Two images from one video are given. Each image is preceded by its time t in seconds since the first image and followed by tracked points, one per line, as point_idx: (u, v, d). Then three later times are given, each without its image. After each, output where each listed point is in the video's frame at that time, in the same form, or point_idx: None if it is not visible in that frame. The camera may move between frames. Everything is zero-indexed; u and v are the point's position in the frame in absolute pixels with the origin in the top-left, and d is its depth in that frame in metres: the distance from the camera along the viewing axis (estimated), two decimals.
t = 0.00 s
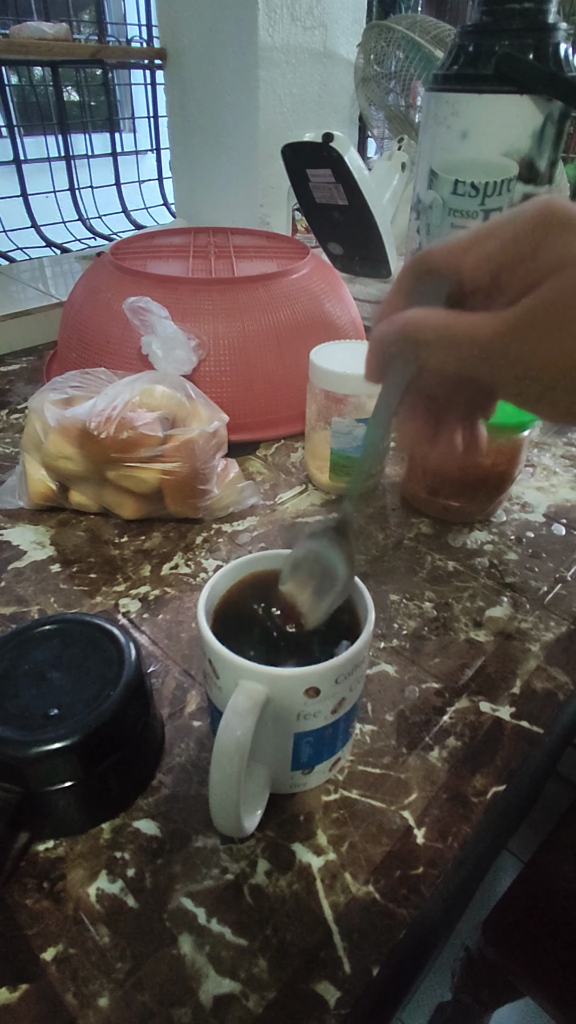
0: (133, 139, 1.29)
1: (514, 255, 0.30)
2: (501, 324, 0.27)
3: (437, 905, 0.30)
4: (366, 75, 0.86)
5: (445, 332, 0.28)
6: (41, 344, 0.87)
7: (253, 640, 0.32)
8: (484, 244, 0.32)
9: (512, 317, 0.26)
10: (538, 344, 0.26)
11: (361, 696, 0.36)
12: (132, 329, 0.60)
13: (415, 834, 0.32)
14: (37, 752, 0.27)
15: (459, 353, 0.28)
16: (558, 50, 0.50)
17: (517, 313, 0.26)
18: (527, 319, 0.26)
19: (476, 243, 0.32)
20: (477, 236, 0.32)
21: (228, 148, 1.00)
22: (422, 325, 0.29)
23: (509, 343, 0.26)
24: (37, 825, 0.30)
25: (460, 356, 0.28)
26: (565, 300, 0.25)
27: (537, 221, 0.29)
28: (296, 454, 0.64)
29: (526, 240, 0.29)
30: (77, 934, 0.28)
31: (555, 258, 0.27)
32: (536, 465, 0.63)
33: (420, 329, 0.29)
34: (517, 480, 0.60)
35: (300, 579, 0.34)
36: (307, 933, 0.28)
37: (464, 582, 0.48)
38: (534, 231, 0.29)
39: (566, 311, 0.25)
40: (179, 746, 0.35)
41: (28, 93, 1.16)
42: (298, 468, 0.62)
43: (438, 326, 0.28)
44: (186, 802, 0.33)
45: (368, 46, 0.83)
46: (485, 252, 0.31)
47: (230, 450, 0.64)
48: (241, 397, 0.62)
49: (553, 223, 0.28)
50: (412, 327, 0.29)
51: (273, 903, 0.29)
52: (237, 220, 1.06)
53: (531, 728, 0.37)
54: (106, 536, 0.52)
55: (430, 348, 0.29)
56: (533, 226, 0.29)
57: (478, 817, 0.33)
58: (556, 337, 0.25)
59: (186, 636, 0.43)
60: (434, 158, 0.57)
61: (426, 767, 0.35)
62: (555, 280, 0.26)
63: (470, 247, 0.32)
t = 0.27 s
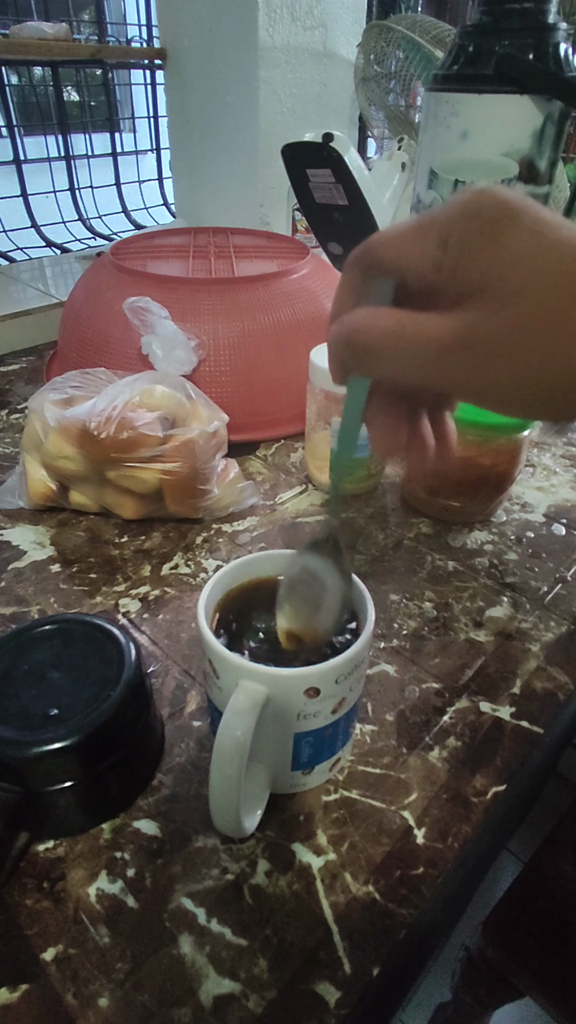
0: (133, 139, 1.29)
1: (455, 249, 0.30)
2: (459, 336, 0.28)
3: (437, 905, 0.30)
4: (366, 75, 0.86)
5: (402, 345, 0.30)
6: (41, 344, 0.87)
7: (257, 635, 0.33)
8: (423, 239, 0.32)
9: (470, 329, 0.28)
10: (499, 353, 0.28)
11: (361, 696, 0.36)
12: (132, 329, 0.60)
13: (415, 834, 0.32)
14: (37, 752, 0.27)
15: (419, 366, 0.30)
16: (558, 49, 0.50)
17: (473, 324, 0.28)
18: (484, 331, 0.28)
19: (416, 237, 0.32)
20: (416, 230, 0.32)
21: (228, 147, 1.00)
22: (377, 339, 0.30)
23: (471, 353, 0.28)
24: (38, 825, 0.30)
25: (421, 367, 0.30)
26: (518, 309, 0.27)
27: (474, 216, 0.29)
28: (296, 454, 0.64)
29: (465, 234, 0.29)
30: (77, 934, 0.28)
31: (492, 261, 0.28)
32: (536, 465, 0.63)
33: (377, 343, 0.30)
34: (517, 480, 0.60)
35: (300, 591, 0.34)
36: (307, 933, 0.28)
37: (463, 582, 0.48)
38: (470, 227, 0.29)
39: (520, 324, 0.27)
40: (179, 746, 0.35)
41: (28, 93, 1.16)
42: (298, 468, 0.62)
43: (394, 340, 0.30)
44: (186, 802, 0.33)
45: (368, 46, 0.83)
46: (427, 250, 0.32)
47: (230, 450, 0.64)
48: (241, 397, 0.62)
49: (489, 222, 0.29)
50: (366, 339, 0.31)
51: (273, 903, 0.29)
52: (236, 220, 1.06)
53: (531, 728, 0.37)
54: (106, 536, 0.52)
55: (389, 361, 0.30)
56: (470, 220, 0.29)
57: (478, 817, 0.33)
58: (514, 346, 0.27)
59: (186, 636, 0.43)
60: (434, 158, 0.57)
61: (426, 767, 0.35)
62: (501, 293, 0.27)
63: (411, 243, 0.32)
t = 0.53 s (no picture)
0: (133, 139, 1.29)
1: (438, 245, 0.30)
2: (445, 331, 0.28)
3: (437, 905, 0.30)
4: (366, 75, 0.86)
5: (388, 345, 0.30)
6: (41, 344, 0.87)
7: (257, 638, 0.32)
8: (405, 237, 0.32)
9: (456, 323, 0.28)
10: (488, 346, 0.28)
11: (361, 696, 0.36)
12: (131, 329, 0.60)
13: (415, 834, 0.32)
14: (37, 752, 0.27)
15: (408, 365, 0.30)
16: (558, 49, 0.50)
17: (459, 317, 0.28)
18: (471, 324, 0.28)
19: (398, 236, 0.32)
20: (398, 228, 0.32)
21: (228, 147, 1.00)
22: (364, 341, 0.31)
23: (459, 347, 0.28)
24: (38, 825, 0.30)
25: (409, 365, 0.29)
26: (503, 300, 0.27)
27: (455, 211, 0.29)
28: (296, 454, 0.64)
29: (446, 230, 0.29)
30: (77, 935, 0.28)
31: (475, 253, 0.28)
32: (536, 466, 0.63)
33: (364, 345, 0.30)
34: (517, 480, 0.60)
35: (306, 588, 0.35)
36: (307, 933, 0.28)
37: (463, 582, 0.48)
38: (450, 221, 0.29)
39: (505, 315, 0.27)
40: (179, 746, 0.35)
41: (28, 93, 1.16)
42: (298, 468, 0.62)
43: (381, 341, 0.30)
44: (186, 802, 0.33)
45: (368, 46, 0.83)
46: (411, 247, 0.32)
47: (230, 450, 0.64)
48: (241, 396, 0.62)
49: (471, 216, 0.29)
50: (353, 341, 0.31)
51: (273, 903, 0.29)
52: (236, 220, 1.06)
53: (531, 728, 0.37)
54: (106, 536, 0.52)
55: (377, 361, 0.31)
56: (451, 216, 0.29)
57: (478, 817, 0.33)
58: (502, 338, 0.27)
59: (186, 636, 0.43)
60: (435, 158, 0.57)
61: (426, 767, 0.35)
62: (485, 286, 0.27)
63: (395, 243, 0.32)
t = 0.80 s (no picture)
0: (133, 139, 1.29)
1: (434, 246, 0.29)
2: (445, 332, 0.28)
3: (437, 905, 0.30)
4: (366, 75, 0.86)
5: (384, 345, 0.29)
6: (41, 344, 0.87)
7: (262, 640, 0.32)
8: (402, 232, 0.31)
9: (453, 324, 0.28)
10: (488, 346, 0.28)
11: (361, 696, 0.36)
12: (131, 329, 0.60)
13: (415, 834, 0.32)
14: (37, 752, 0.27)
15: (402, 364, 0.29)
16: (558, 49, 0.50)
17: (457, 319, 0.28)
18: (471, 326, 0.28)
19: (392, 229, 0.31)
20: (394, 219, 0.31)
21: (228, 147, 1.00)
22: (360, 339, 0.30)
23: (457, 348, 0.28)
24: (38, 825, 0.30)
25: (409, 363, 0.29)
26: (506, 301, 0.27)
27: (451, 211, 0.29)
28: (296, 454, 0.64)
29: (445, 227, 0.29)
30: (77, 935, 0.28)
31: (476, 253, 0.28)
32: (536, 466, 0.63)
33: (362, 343, 0.30)
34: (518, 480, 0.60)
35: (307, 586, 0.35)
36: (307, 934, 0.28)
37: (463, 582, 0.48)
38: (449, 220, 0.29)
39: (504, 318, 0.27)
40: (179, 746, 0.35)
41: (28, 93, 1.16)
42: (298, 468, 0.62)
43: (380, 340, 0.29)
44: (186, 802, 0.33)
45: (368, 46, 0.83)
46: (408, 242, 0.31)
47: (230, 450, 0.64)
48: (241, 397, 0.62)
49: (471, 218, 0.29)
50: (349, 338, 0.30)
51: (273, 903, 0.29)
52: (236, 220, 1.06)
53: (531, 729, 0.37)
54: (106, 536, 0.52)
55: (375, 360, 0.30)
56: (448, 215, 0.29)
57: (478, 818, 0.33)
58: (505, 339, 0.28)
59: (186, 636, 0.43)
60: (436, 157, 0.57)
61: (426, 767, 0.35)
62: (484, 288, 0.27)
63: (390, 235, 0.31)
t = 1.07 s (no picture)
0: (133, 140, 1.29)
1: (477, 331, 0.27)
2: (504, 424, 0.27)
3: (437, 905, 0.30)
4: (366, 75, 0.86)
5: (443, 441, 0.28)
6: (41, 344, 0.87)
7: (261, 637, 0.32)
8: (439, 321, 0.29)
9: (507, 412, 0.27)
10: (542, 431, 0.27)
11: (361, 696, 0.36)
12: (131, 329, 0.60)
13: (415, 834, 0.32)
14: (37, 752, 0.27)
15: (461, 452, 0.29)
16: (558, 49, 0.50)
17: (515, 412, 0.27)
18: (531, 416, 0.26)
19: (427, 313, 0.29)
20: (432, 301, 0.29)
21: (228, 147, 1.00)
22: (416, 430, 0.29)
23: (519, 438, 0.27)
24: (38, 825, 0.30)
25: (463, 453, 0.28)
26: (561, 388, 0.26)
27: (496, 296, 0.27)
28: (296, 454, 0.64)
29: (489, 315, 0.27)
30: (77, 934, 0.28)
31: (522, 344, 0.26)
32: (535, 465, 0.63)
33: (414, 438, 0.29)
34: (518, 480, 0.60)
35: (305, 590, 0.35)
36: (307, 934, 0.28)
37: (463, 582, 0.48)
38: (492, 306, 0.27)
39: (563, 410, 0.26)
40: (179, 746, 0.35)
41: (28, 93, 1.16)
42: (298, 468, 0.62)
43: (438, 434, 0.28)
44: (186, 802, 0.33)
45: (368, 46, 0.83)
46: (441, 336, 0.29)
47: (230, 450, 0.64)
48: (241, 397, 0.62)
49: (516, 302, 0.27)
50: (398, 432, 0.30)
51: (273, 903, 0.29)
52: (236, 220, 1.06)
53: (531, 728, 0.37)
54: (106, 536, 0.52)
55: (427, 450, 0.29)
56: (490, 293, 0.28)
57: (478, 817, 0.33)
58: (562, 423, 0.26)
59: (186, 636, 0.43)
60: (435, 157, 0.56)
61: (426, 767, 0.35)
62: (537, 380, 0.26)
63: (424, 322, 0.29)
